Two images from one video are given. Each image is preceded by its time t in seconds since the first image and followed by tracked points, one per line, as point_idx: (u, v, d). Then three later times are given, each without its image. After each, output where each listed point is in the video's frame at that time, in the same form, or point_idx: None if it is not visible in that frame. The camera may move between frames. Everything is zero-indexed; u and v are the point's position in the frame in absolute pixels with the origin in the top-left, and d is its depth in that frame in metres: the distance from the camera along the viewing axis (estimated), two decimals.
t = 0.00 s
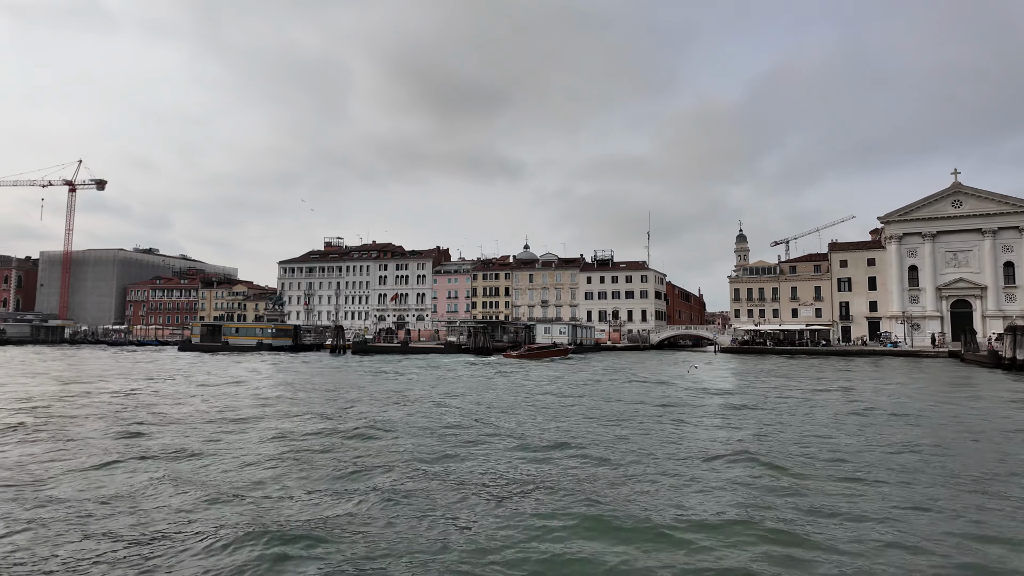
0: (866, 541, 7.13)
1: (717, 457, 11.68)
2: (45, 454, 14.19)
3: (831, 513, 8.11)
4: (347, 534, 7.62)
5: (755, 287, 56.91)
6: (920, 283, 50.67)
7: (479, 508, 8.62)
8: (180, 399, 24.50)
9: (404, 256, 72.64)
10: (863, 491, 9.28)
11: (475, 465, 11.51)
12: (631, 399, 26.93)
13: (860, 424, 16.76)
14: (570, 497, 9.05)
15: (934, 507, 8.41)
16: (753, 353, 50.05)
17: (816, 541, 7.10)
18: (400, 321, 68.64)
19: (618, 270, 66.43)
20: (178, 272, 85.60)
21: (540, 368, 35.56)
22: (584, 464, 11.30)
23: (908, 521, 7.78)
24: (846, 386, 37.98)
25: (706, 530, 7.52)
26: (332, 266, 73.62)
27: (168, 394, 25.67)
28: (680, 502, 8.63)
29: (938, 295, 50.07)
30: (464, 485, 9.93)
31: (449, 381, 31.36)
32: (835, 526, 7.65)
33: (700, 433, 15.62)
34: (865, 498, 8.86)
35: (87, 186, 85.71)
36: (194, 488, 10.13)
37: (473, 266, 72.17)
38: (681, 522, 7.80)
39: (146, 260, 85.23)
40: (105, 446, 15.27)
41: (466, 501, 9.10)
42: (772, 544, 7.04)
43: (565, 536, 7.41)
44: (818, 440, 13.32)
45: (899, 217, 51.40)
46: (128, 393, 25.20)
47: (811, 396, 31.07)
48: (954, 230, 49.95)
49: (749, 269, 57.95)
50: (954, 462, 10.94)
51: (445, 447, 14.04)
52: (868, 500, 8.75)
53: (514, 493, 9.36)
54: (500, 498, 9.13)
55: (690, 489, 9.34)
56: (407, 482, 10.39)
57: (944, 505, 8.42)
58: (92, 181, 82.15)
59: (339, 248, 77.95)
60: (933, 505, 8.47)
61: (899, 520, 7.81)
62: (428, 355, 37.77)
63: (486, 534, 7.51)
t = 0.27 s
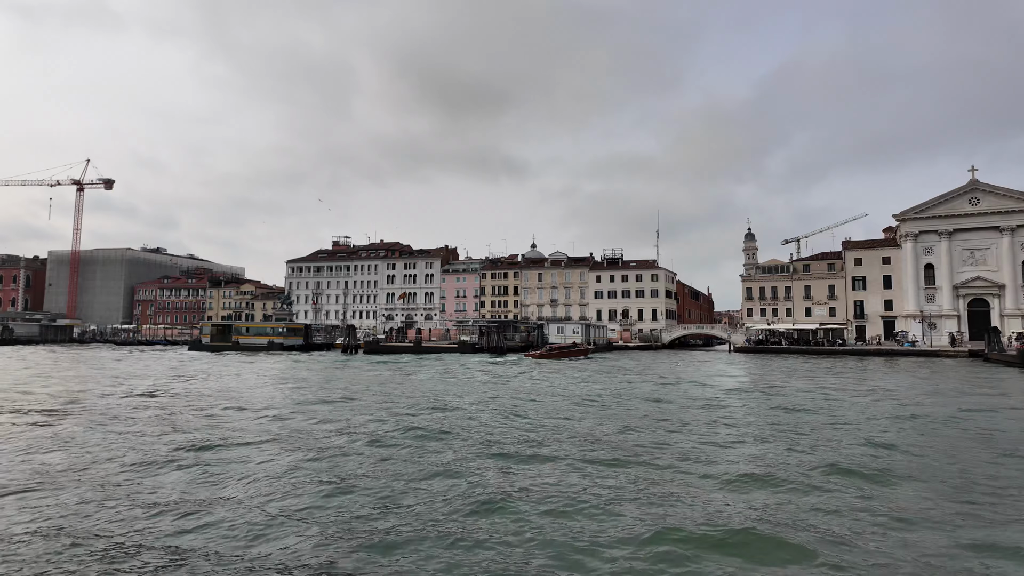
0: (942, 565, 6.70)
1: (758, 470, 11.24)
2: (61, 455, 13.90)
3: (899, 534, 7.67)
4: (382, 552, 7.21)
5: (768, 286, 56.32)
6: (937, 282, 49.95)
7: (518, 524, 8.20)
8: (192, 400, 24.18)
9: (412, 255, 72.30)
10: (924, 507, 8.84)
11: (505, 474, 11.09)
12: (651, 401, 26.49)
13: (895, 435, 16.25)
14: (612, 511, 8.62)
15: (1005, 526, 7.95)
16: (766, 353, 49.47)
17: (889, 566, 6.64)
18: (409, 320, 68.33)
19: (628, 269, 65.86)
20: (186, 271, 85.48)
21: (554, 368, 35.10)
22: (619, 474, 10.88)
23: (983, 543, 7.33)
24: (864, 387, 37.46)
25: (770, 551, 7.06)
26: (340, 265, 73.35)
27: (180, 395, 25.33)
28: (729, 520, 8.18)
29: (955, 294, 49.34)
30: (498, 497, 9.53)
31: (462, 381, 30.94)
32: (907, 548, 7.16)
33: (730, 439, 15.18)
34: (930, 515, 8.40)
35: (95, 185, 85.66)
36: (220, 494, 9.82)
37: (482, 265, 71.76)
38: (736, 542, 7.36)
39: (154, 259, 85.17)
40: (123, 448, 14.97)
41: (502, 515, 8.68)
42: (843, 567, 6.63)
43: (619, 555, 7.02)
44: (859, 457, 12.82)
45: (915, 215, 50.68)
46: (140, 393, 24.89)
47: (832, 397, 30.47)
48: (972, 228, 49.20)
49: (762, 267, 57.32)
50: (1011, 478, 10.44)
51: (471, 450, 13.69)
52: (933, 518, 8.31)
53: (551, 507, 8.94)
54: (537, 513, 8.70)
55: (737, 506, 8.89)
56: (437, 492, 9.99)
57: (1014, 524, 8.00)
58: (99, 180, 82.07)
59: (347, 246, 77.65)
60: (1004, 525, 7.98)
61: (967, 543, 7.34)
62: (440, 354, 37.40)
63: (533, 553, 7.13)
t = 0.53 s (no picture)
0: None
1: (802, 473, 10.71)
2: (76, 455, 13.56)
3: (964, 543, 7.32)
4: (427, 568, 6.73)
5: (777, 285, 55.85)
6: (949, 280, 49.47)
7: (563, 533, 7.64)
8: (203, 400, 23.81)
9: (417, 254, 71.91)
10: (983, 514, 8.48)
11: (537, 475, 10.57)
12: (667, 400, 26.08)
13: (930, 435, 15.75)
14: (661, 521, 8.06)
15: None
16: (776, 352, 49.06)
17: None
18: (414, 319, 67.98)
19: (635, 268, 65.41)
20: (189, 270, 85.09)
21: (564, 367, 34.69)
22: (658, 476, 10.35)
23: None
24: (879, 386, 36.94)
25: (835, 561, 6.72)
26: (345, 264, 72.97)
27: (190, 394, 24.96)
28: (790, 529, 7.72)
29: (967, 292, 48.86)
30: (536, 502, 8.98)
31: (473, 380, 30.54)
32: (978, 560, 6.81)
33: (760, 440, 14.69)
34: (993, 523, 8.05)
35: (98, 184, 85.31)
36: (235, 519, 9.18)
37: (488, 264, 71.35)
38: (804, 557, 6.80)
39: (157, 258, 84.79)
40: (138, 448, 14.62)
41: (543, 521, 8.14)
42: None
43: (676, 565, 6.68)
44: (902, 458, 12.33)
45: (926, 213, 50.21)
46: (150, 393, 24.55)
47: (848, 396, 30.05)
48: (984, 225, 48.71)
49: (770, 266, 56.83)
50: None
51: (495, 454, 13.18)
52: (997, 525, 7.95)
53: (595, 513, 8.40)
54: (580, 520, 8.16)
55: (792, 512, 8.35)
56: (468, 499, 9.44)
57: None
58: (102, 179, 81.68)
59: (352, 245, 77.24)
60: None
61: None
62: (449, 354, 37.01)
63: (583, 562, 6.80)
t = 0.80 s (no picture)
0: None
1: (848, 476, 10.21)
2: (85, 455, 13.11)
3: None
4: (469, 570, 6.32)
5: (785, 285, 55.37)
6: (960, 280, 49.01)
7: (609, 539, 7.12)
8: (210, 400, 23.36)
9: (420, 254, 71.51)
10: None
11: (569, 474, 10.14)
12: (683, 401, 25.59)
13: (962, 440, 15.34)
14: (711, 522, 7.57)
15: None
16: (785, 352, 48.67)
17: None
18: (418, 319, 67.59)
19: (641, 268, 64.95)
20: (191, 270, 84.70)
21: (574, 368, 34.23)
22: (697, 477, 9.86)
23: None
24: (891, 386, 36.58)
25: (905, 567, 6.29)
26: (348, 264, 72.56)
27: (197, 394, 24.53)
28: (849, 532, 7.29)
29: (978, 292, 48.40)
30: (576, 502, 8.47)
31: (483, 381, 30.10)
32: None
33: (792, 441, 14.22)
34: None
35: (100, 184, 84.95)
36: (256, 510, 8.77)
37: (492, 264, 70.93)
38: (878, 568, 6.27)
39: (159, 258, 84.39)
40: (149, 449, 14.17)
41: (586, 523, 7.64)
42: None
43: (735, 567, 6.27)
44: (946, 463, 11.84)
45: (936, 212, 49.78)
46: (157, 394, 24.13)
47: (864, 397, 29.58)
48: (994, 224, 48.27)
49: (778, 266, 56.33)
50: None
51: (521, 451, 12.72)
52: None
53: (639, 516, 7.90)
54: (626, 523, 7.64)
55: (847, 514, 7.91)
56: (500, 496, 9.01)
57: None
58: (104, 179, 81.32)
59: (355, 246, 76.80)
60: None
61: None
62: (457, 355, 36.58)
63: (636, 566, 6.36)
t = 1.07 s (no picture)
0: None
1: (895, 496, 9.78)
2: (98, 458, 12.78)
3: None
4: None
5: (793, 285, 54.95)
6: (971, 280, 48.62)
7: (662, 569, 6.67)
8: (219, 402, 23.00)
9: (425, 253, 71.09)
10: None
11: (601, 492, 9.77)
12: (698, 403, 25.22)
13: (997, 448, 14.91)
14: (772, 554, 7.10)
15: None
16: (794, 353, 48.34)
17: None
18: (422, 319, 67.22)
19: (647, 267, 64.51)
20: (194, 269, 84.31)
21: (584, 369, 33.84)
22: (740, 497, 9.42)
23: None
24: (904, 387, 36.17)
25: None
26: (352, 264, 72.13)
27: (205, 396, 24.18)
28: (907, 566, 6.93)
29: (989, 292, 48.00)
30: (620, 527, 8.02)
31: (493, 382, 29.73)
32: None
33: (825, 452, 13.78)
34: None
35: (102, 182, 84.44)
36: (277, 523, 8.40)
37: (496, 263, 70.49)
38: None
39: (161, 257, 83.98)
40: (162, 451, 13.82)
41: (638, 553, 7.18)
42: None
43: None
44: (992, 476, 11.41)
45: (947, 212, 49.35)
46: (164, 395, 23.77)
47: (879, 399, 29.21)
48: (1006, 224, 47.85)
49: (786, 266, 55.86)
50: None
51: (546, 461, 12.28)
52: None
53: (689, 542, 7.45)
54: (676, 550, 7.20)
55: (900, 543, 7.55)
56: (532, 515, 8.64)
57: None
58: (106, 176, 80.81)
59: (358, 245, 76.33)
60: None
61: None
62: (466, 355, 36.19)
63: None
